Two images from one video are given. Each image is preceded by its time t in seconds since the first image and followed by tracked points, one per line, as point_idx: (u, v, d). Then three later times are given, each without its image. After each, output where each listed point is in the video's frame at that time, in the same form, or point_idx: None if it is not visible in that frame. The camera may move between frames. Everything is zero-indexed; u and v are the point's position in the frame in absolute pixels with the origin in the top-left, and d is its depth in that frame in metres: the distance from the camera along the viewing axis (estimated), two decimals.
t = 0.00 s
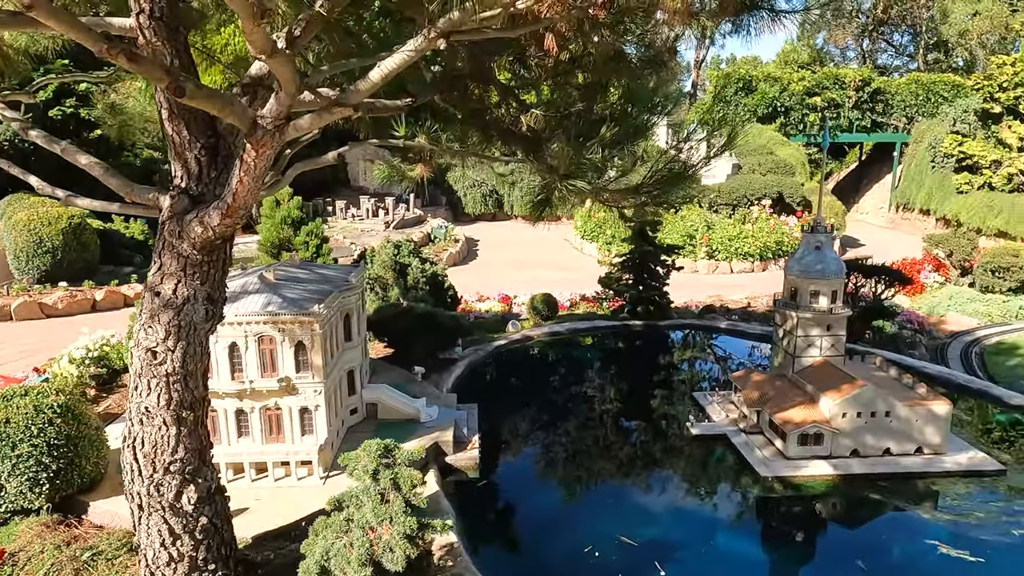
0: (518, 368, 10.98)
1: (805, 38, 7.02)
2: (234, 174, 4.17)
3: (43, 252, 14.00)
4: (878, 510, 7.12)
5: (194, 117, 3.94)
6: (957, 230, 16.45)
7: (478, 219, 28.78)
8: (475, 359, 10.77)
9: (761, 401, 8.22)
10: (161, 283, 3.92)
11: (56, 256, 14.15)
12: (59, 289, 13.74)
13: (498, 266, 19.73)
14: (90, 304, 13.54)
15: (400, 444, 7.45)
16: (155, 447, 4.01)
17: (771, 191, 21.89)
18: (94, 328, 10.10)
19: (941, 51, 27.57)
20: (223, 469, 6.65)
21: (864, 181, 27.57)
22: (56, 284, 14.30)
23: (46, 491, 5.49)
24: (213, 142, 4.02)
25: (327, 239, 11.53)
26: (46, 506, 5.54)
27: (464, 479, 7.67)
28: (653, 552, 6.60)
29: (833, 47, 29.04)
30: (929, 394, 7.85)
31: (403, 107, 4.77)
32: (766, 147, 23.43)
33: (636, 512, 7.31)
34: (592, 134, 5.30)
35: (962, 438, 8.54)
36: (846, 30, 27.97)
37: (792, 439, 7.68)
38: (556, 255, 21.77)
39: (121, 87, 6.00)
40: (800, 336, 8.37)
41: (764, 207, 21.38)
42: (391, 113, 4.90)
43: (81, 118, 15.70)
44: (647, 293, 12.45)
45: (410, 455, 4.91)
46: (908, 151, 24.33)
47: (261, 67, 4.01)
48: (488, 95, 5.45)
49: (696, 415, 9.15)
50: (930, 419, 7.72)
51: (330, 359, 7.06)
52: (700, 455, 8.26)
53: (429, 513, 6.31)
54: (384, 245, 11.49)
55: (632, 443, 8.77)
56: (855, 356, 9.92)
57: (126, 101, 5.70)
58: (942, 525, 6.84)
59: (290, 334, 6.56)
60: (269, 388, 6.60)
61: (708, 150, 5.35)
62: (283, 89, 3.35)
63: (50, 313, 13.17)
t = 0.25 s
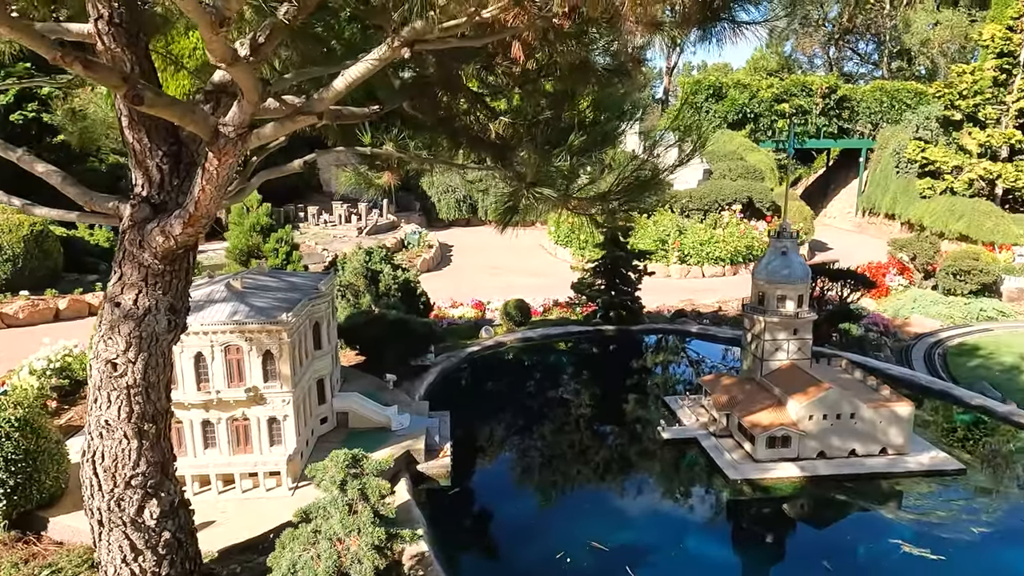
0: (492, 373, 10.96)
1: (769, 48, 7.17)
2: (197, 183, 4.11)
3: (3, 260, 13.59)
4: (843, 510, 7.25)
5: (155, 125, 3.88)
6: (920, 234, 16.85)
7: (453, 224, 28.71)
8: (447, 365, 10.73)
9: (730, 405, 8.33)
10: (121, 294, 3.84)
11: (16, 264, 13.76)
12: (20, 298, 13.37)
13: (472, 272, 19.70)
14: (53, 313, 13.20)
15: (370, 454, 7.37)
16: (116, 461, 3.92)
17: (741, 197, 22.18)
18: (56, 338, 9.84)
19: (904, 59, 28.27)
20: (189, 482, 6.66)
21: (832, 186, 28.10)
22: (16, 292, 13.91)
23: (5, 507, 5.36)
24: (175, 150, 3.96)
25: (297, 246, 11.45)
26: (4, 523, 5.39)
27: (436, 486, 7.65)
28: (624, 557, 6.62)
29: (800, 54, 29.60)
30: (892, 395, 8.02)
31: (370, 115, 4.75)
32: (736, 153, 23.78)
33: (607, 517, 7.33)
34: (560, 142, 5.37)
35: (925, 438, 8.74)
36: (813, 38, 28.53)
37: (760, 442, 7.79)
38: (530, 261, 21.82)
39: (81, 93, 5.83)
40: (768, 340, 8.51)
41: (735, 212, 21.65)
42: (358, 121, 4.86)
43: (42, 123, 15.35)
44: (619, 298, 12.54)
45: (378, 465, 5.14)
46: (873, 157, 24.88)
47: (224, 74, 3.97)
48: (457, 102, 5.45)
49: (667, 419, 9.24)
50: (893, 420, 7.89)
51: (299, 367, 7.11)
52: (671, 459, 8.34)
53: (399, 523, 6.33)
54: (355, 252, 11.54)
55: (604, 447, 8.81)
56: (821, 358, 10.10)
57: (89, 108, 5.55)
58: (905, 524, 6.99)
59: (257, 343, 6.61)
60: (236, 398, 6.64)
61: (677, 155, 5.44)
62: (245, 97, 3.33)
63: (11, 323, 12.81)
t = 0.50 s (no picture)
0: (466, 378, 10.93)
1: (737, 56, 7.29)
2: (160, 189, 4.05)
3: None
4: (812, 509, 7.36)
5: (117, 131, 3.82)
6: (885, 237, 17.21)
7: (428, 229, 28.63)
8: (422, 371, 10.68)
9: (702, 407, 8.43)
10: (82, 302, 3.77)
11: None
12: None
13: (447, 277, 19.64)
14: (16, 321, 12.88)
15: (341, 462, 7.33)
16: (77, 473, 3.84)
17: (713, 201, 22.46)
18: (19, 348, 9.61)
19: (870, 66, 28.90)
20: (156, 492, 6.62)
21: (802, 190, 28.58)
22: None
23: None
24: (138, 155, 3.90)
25: (267, 251, 11.35)
26: None
27: (408, 492, 7.62)
28: (598, 559, 6.64)
29: (770, 60, 30.10)
30: (859, 396, 8.18)
31: (339, 120, 4.71)
32: (708, 158, 24.11)
33: (581, 521, 7.34)
34: (530, 148, 5.39)
35: (890, 438, 8.92)
36: (782, 44, 29.04)
37: (731, 443, 7.88)
38: (505, 265, 21.80)
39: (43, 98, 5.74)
40: (738, 342, 8.63)
41: (707, 216, 21.90)
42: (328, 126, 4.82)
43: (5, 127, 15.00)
44: (594, 302, 12.60)
45: (349, 473, 5.16)
46: (841, 162, 25.36)
47: (188, 79, 3.92)
48: (427, 108, 5.45)
49: (640, 422, 9.31)
50: (860, 420, 8.05)
51: (269, 375, 7.05)
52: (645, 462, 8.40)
53: (370, 531, 6.35)
54: (327, 258, 11.52)
55: (579, 450, 8.85)
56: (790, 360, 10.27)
57: (51, 113, 5.46)
58: (872, 522, 7.13)
59: (225, 351, 6.56)
60: (205, 407, 6.57)
61: (648, 158, 5.54)
62: (208, 103, 3.31)
63: None
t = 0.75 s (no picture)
0: (442, 382, 10.89)
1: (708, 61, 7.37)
2: (128, 195, 3.99)
3: None
4: (786, 509, 7.46)
5: (83, 136, 3.76)
6: (856, 240, 17.49)
7: (405, 233, 28.49)
8: (399, 376, 10.63)
9: (677, 409, 8.50)
10: (48, 310, 3.70)
11: None
12: None
13: (424, 281, 19.56)
14: None
15: (315, 468, 7.28)
16: (43, 484, 3.76)
17: (688, 204, 22.66)
18: None
19: (840, 70, 29.40)
20: (126, 502, 6.53)
21: (775, 193, 28.96)
22: None
23: None
24: (105, 161, 3.85)
25: (241, 256, 11.24)
26: None
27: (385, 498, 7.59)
28: (575, 562, 6.67)
29: (743, 65, 30.47)
30: (829, 396, 8.33)
31: (311, 125, 4.67)
32: (682, 161, 24.35)
33: (558, 524, 7.37)
34: (504, 153, 5.40)
35: (861, 437, 9.07)
36: (755, 49, 29.44)
37: (705, 444, 7.96)
38: (482, 268, 21.77)
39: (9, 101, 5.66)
40: (711, 344, 8.72)
41: (682, 219, 22.09)
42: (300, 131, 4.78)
43: None
44: (570, 305, 12.65)
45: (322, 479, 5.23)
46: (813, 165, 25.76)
47: (156, 83, 3.88)
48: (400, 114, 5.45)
49: (617, 424, 9.36)
50: (831, 420, 8.18)
51: (242, 382, 6.97)
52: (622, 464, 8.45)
53: (345, 538, 6.33)
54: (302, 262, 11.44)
55: (556, 453, 8.87)
56: (762, 362, 10.41)
57: (17, 116, 5.38)
58: (843, 520, 7.25)
59: (197, 358, 6.48)
60: (176, 415, 6.49)
61: (623, 161, 5.57)
62: (177, 107, 3.28)
63: None
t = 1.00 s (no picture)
0: (422, 386, 10.84)
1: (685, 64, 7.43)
2: (98, 199, 3.93)
3: None
4: (763, 508, 7.55)
5: (52, 139, 3.69)
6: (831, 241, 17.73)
7: (384, 236, 28.35)
8: (378, 379, 10.59)
9: (655, 410, 8.56)
10: (15, 316, 3.63)
11: None
12: None
13: (404, 284, 19.45)
14: None
15: (292, 474, 7.22)
16: (10, 494, 3.69)
17: (667, 206, 22.81)
18: None
19: (815, 74, 29.82)
20: (99, 511, 6.42)
21: (753, 196, 29.26)
22: None
23: None
24: (74, 164, 3.79)
25: (217, 260, 11.12)
26: None
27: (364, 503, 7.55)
28: (555, 564, 6.69)
29: (721, 69, 30.76)
30: (805, 396, 8.44)
31: (286, 128, 4.63)
32: (661, 164, 24.54)
33: (538, 526, 7.38)
34: (481, 157, 5.40)
35: (837, 436, 9.19)
36: (732, 53, 29.77)
37: (683, 445, 8.02)
38: (462, 271, 21.70)
39: None
40: (689, 345, 8.80)
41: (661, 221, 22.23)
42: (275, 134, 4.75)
43: None
44: (550, 307, 12.67)
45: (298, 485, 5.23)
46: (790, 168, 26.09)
47: (127, 86, 3.84)
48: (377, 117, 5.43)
49: (596, 426, 9.40)
50: (806, 420, 8.29)
51: (218, 387, 6.91)
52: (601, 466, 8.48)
53: (322, 543, 6.28)
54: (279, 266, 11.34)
55: (536, 455, 8.88)
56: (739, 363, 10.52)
57: None
58: (818, 518, 7.35)
59: (170, 364, 6.41)
60: (149, 422, 6.41)
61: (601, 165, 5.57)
62: (148, 110, 3.24)
63: None
